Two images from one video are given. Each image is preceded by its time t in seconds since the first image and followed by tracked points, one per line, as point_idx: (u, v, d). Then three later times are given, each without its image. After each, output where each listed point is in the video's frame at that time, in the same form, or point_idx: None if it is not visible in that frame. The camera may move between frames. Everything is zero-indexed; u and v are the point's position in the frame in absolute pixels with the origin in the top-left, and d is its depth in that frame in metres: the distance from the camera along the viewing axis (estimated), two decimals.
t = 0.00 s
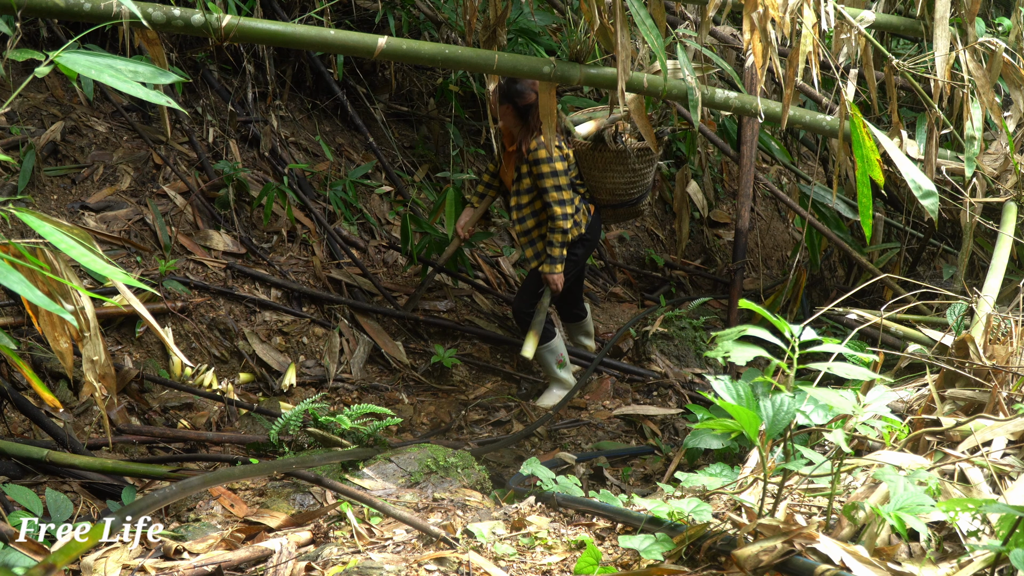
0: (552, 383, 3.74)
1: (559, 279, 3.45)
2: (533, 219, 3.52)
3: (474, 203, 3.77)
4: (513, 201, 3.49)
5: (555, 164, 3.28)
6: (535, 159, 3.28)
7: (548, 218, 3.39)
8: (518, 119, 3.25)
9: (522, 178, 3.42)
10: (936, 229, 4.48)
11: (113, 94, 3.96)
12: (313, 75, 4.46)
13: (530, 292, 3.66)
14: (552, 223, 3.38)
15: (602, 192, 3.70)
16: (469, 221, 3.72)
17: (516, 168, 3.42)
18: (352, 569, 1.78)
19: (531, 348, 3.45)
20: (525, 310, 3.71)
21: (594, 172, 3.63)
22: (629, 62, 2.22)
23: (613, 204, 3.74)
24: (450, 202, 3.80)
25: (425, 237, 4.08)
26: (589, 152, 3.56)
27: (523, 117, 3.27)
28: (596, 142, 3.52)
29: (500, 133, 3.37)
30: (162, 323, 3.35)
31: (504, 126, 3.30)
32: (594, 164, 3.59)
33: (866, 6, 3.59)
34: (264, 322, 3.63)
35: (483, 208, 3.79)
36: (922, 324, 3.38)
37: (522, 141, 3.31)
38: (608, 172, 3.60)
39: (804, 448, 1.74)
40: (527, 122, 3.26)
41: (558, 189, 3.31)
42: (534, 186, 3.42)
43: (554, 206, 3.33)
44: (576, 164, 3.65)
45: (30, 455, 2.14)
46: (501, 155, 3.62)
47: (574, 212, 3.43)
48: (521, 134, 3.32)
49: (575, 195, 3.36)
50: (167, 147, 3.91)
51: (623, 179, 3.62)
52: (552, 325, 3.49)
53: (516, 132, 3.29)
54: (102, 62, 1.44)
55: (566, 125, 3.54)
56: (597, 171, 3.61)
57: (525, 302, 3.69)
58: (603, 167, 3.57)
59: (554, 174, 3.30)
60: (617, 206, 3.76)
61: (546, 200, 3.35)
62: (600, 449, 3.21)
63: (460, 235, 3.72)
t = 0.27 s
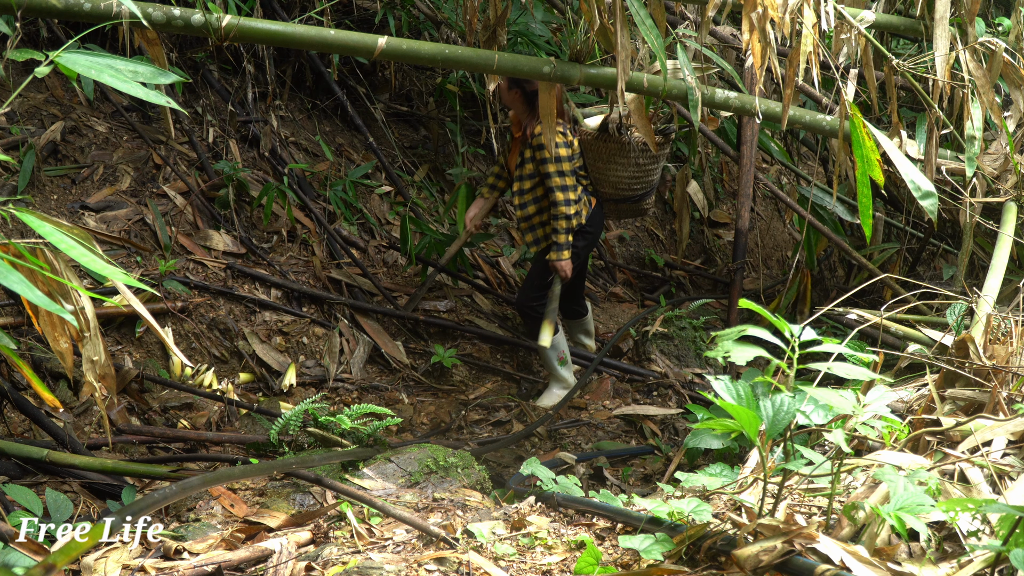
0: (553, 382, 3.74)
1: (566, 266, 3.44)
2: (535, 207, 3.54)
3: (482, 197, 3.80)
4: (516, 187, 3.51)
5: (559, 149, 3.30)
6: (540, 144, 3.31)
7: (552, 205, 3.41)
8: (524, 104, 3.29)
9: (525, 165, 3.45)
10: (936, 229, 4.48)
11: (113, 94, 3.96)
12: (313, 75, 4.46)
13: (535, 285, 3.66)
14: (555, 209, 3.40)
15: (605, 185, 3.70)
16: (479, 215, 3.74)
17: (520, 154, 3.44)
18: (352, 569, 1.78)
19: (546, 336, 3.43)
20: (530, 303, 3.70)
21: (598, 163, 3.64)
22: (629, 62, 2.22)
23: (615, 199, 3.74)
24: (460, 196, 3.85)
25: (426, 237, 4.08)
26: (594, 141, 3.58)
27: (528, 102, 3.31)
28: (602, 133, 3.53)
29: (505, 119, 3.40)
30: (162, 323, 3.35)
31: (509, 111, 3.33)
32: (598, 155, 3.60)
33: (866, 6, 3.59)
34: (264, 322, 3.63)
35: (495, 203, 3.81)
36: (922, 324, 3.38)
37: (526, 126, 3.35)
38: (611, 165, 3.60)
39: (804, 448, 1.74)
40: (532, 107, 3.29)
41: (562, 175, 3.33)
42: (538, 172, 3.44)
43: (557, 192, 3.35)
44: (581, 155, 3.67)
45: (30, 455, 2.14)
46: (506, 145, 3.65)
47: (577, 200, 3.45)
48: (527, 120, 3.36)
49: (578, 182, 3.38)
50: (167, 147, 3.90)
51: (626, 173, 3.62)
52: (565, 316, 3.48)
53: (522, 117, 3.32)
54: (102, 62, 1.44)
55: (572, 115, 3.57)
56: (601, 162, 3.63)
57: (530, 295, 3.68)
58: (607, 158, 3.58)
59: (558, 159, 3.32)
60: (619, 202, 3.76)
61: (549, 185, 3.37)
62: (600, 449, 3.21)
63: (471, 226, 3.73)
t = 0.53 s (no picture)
0: (554, 382, 3.74)
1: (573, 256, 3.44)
2: (539, 198, 3.54)
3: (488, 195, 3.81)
4: (520, 178, 3.52)
5: (563, 139, 3.31)
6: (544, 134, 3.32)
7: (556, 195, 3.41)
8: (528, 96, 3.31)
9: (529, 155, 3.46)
10: (936, 229, 4.49)
11: (114, 94, 3.96)
12: (313, 75, 4.46)
13: (542, 280, 3.63)
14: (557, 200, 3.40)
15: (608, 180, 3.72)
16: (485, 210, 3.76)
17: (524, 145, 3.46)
18: (352, 569, 1.78)
19: (559, 328, 3.41)
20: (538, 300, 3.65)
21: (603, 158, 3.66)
22: (629, 62, 2.22)
23: (617, 195, 3.75)
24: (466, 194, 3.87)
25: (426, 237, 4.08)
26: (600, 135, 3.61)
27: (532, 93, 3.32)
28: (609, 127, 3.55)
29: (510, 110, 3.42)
30: (162, 323, 3.35)
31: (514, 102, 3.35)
32: (604, 149, 3.63)
33: (866, 6, 3.59)
34: (264, 322, 3.63)
35: (500, 201, 3.81)
36: (922, 324, 3.38)
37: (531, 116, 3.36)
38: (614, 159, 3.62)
39: (804, 448, 1.74)
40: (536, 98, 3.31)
41: (566, 164, 3.34)
42: (542, 163, 3.45)
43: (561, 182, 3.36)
44: (586, 149, 3.70)
45: (30, 455, 2.14)
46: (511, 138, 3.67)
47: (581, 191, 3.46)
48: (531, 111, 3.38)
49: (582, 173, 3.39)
50: (167, 147, 3.90)
51: (630, 169, 3.64)
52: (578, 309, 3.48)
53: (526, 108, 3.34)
54: (102, 62, 1.44)
55: (579, 108, 3.60)
56: (605, 157, 3.65)
57: (538, 290, 3.64)
58: (611, 153, 3.60)
59: (563, 150, 3.33)
60: (621, 199, 3.76)
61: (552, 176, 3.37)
62: (600, 449, 3.21)
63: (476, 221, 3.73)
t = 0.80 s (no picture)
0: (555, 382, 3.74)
1: (578, 255, 3.45)
2: (543, 199, 3.54)
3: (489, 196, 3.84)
4: (523, 181, 3.52)
5: (565, 139, 3.31)
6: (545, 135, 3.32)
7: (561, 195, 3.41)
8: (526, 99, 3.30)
9: (532, 157, 3.45)
10: (936, 229, 4.48)
11: (114, 94, 3.96)
12: (314, 75, 4.46)
13: (545, 280, 3.64)
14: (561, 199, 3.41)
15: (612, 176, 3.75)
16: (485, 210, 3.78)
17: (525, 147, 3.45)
18: (352, 569, 1.78)
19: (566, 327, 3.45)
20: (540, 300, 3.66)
21: (604, 153, 3.70)
22: (629, 62, 2.22)
23: (620, 190, 3.78)
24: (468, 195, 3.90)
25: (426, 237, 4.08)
26: (599, 130, 3.66)
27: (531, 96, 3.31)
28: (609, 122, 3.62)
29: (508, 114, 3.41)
30: (162, 323, 3.35)
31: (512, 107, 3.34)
32: (604, 143, 3.68)
33: (866, 6, 3.59)
34: (264, 322, 3.63)
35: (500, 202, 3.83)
36: (922, 324, 3.38)
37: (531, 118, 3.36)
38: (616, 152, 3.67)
39: (804, 448, 1.74)
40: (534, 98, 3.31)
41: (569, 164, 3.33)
42: (545, 164, 3.44)
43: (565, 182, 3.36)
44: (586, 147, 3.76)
45: (30, 455, 2.15)
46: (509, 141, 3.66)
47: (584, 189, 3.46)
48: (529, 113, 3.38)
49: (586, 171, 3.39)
50: (167, 147, 3.90)
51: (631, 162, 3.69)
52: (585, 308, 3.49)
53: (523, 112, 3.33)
54: (102, 62, 1.44)
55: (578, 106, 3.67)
56: (606, 151, 3.70)
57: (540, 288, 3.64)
58: (612, 147, 3.66)
59: (565, 150, 3.32)
60: (625, 194, 3.80)
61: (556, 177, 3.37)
62: (600, 449, 3.21)
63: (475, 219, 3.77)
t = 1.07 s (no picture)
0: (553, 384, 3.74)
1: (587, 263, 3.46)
2: (546, 209, 3.56)
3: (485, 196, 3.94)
4: (525, 193, 3.53)
5: (563, 149, 3.31)
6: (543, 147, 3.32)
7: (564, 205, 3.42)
8: (519, 113, 3.31)
9: (531, 170, 3.46)
10: (936, 229, 4.48)
11: (114, 94, 3.96)
12: (314, 75, 4.46)
13: (547, 281, 3.61)
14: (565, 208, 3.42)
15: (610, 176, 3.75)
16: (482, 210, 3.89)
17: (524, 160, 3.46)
18: (352, 569, 1.78)
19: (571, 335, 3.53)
20: (541, 301, 3.62)
21: (600, 155, 3.69)
22: (629, 62, 2.22)
23: (619, 190, 3.79)
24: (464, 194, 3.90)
25: (426, 237, 4.09)
26: (593, 134, 3.66)
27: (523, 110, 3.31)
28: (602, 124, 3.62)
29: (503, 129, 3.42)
30: (162, 324, 3.35)
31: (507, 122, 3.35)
32: (600, 145, 3.67)
33: (866, 6, 3.59)
34: (264, 322, 3.63)
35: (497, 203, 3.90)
36: (922, 324, 3.38)
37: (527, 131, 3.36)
38: (613, 153, 3.67)
39: (804, 448, 1.74)
40: (528, 112, 3.31)
41: (570, 173, 3.34)
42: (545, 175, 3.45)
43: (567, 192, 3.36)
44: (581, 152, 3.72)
45: (30, 455, 2.15)
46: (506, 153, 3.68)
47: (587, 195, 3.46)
48: (525, 127, 3.39)
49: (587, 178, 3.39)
50: (167, 147, 3.90)
51: (628, 161, 3.70)
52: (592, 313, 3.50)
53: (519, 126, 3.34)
54: (102, 62, 1.44)
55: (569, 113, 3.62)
56: (602, 153, 3.69)
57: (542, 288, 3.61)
58: (609, 148, 3.66)
59: (564, 159, 3.33)
60: (624, 193, 3.80)
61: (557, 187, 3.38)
62: (600, 449, 3.21)
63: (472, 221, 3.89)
